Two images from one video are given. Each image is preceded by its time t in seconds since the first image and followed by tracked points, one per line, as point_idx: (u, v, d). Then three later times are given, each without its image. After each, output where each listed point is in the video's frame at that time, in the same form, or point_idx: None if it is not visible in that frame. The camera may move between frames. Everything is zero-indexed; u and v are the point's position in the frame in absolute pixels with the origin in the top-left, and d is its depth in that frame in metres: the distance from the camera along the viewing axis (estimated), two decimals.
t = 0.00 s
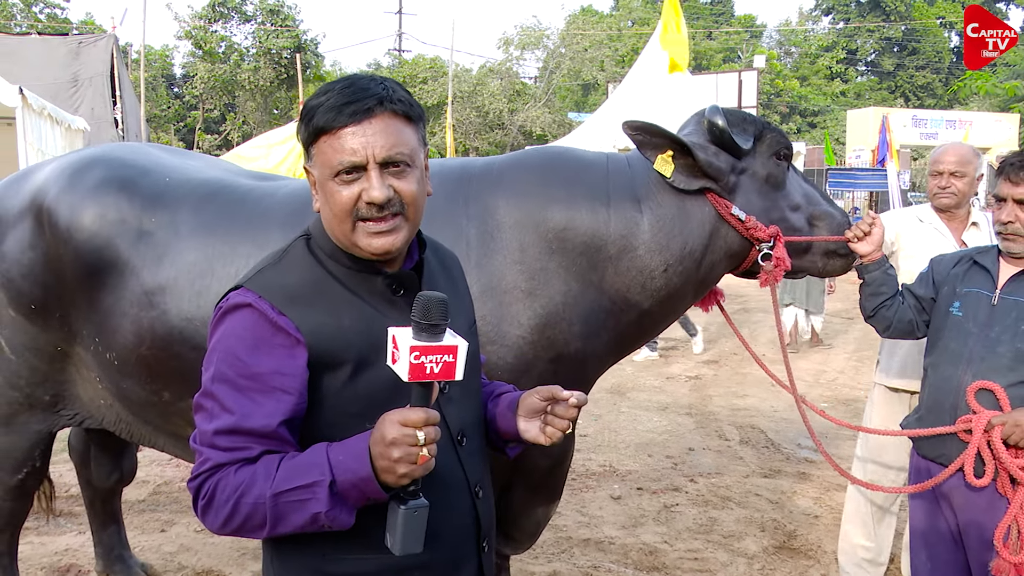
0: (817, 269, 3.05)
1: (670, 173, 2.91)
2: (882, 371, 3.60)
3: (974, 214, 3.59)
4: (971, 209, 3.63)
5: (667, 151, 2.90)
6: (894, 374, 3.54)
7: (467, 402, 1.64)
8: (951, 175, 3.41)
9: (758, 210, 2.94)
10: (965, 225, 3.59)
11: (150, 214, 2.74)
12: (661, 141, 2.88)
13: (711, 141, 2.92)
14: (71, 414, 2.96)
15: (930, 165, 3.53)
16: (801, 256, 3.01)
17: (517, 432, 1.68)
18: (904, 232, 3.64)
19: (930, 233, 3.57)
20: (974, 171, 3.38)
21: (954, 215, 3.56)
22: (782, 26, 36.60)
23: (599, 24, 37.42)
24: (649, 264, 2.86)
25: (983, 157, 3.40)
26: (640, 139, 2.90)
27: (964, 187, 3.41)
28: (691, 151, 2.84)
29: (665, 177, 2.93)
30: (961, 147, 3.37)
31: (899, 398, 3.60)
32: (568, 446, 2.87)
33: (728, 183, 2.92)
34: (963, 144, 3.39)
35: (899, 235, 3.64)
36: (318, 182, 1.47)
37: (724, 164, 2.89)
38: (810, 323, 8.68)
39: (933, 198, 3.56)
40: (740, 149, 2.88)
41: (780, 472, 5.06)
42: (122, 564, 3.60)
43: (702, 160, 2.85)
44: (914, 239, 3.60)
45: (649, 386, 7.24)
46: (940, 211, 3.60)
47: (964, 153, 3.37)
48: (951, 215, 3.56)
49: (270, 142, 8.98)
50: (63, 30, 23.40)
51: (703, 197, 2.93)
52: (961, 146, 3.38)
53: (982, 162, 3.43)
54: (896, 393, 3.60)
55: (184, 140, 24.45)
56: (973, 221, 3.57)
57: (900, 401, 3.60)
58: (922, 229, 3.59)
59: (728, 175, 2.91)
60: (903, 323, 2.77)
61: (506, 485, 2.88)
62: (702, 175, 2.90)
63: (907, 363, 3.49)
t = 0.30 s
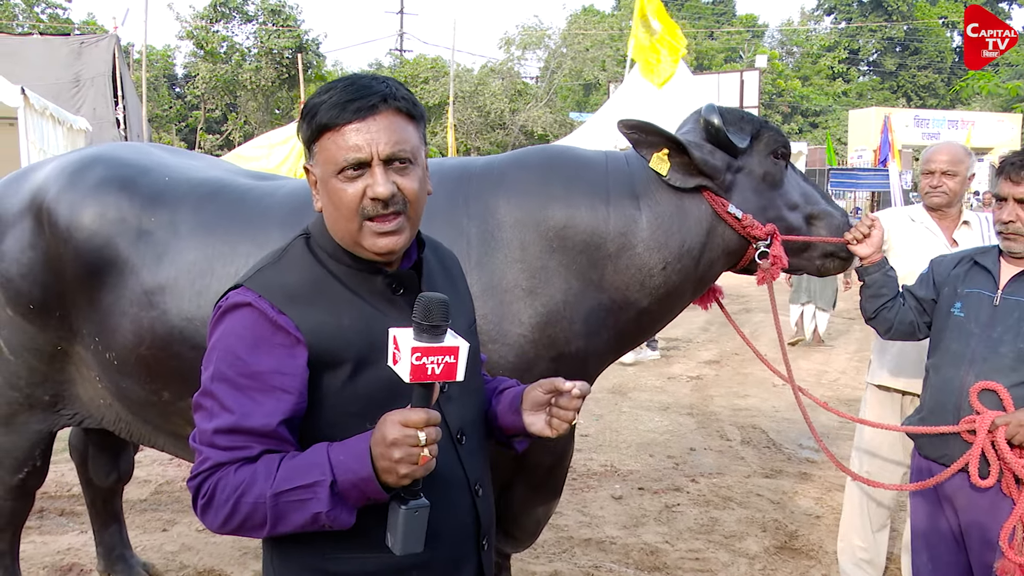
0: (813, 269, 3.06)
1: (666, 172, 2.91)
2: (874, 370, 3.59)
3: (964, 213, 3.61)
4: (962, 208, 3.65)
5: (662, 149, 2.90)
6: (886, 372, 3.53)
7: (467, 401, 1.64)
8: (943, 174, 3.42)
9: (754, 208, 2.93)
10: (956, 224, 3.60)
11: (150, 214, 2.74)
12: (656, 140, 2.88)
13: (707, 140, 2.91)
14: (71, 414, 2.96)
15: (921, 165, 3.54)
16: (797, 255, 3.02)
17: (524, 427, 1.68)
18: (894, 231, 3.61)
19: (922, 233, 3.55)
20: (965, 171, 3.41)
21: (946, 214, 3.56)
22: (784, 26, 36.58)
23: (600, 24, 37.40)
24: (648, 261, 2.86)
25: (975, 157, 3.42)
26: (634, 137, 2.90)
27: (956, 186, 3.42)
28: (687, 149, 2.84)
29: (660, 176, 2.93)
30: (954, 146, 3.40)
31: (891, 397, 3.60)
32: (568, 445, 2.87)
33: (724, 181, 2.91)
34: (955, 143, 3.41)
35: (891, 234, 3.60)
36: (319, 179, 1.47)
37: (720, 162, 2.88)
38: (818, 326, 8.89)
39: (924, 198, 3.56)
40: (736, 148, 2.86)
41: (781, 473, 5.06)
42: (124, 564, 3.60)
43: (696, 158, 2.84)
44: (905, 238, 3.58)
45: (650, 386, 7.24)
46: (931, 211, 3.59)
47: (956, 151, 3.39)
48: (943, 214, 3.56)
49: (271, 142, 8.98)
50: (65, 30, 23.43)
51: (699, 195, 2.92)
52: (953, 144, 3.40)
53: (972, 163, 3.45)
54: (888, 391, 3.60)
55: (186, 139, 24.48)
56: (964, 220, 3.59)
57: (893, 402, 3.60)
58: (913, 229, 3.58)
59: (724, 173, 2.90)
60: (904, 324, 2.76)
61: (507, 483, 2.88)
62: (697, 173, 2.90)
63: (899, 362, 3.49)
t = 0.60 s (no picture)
0: (806, 268, 3.07)
1: (655, 166, 2.92)
2: (871, 370, 3.59)
3: (960, 213, 3.59)
4: (957, 209, 3.63)
5: (651, 144, 2.91)
6: (882, 373, 3.53)
7: (467, 397, 1.63)
8: (937, 175, 3.42)
9: (746, 203, 2.94)
10: (951, 224, 3.58)
11: (142, 213, 2.74)
12: (645, 134, 2.90)
13: (696, 135, 2.93)
14: (66, 414, 2.96)
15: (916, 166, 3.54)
16: (790, 252, 3.03)
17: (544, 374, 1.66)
18: (891, 230, 3.61)
19: (916, 233, 3.56)
20: (960, 171, 3.39)
21: (941, 215, 3.54)
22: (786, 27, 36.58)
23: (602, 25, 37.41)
24: (642, 256, 2.87)
25: (969, 158, 3.42)
26: (623, 133, 2.93)
27: (950, 187, 3.41)
28: (676, 143, 2.85)
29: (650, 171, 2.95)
30: (948, 147, 3.39)
31: (888, 398, 3.59)
32: (567, 443, 2.87)
33: (714, 175, 2.91)
34: (950, 144, 3.40)
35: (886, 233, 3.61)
36: (312, 177, 1.48)
37: (709, 156, 2.88)
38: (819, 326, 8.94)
39: (918, 198, 3.56)
40: (725, 142, 2.87)
41: (783, 474, 5.06)
42: (125, 564, 3.61)
43: (686, 153, 2.85)
44: (900, 238, 3.58)
45: (652, 386, 7.23)
46: (926, 211, 3.59)
47: (951, 152, 3.38)
48: (937, 214, 3.54)
49: (273, 143, 8.99)
50: (67, 30, 23.46)
51: (689, 190, 2.94)
52: (947, 145, 3.40)
53: (967, 164, 3.44)
54: (885, 393, 3.59)
55: (187, 140, 24.51)
56: (959, 220, 3.56)
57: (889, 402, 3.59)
58: (908, 229, 3.57)
59: (713, 167, 2.90)
60: (905, 325, 2.75)
61: (506, 483, 2.88)
62: (687, 167, 2.91)
63: (896, 361, 3.48)
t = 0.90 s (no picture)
0: (805, 268, 3.07)
1: (651, 175, 2.91)
2: (873, 371, 3.59)
3: (962, 214, 3.58)
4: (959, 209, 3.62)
5: (646, 154, 2.91)
6: (883, 374, 3.53)
7: (469, 399, 1.64)
8: (939, 175, 3.40)
9: (743, 207, 2.93)
10: (953, 225, 3.57)
11: (134, 212, 2.74)
12: (640, 144, 2.89)
13: (691, 142, 2.92)
14: (61, 415, 2.96)
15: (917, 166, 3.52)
16: (789, 254, 3.03)
17: (573, 336, 1.65)
18: (893, 231, 3.61)
19: (918, 234, 3.55)
20: (961, 172, 3.38)
21: (943, 215, 3.53)
22: (790, 27, 36.54)
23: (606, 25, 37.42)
24: (642, 260, 2.87)
25: (971, 158, 3.39)
26: (618, 144, 2.91)
27: (952, 187, 3.40)
28: (670, 151, 2.85)
29: (645, 180, 2.93)
30: (950, 147, 3.38)
31: (890, 399, 3.58)
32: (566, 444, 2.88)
33: (710, 181, 2.91)
34: (952, 145, 3.38)
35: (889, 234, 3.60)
36: (320, 180, 1.48)
37: (704, 162, 2.89)
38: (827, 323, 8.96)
39: (920, 199, 3.54)
40: (720, 148, 2.87)
41: (788, 475, 5.05)
42: (129, 565, 3.61)
43: (681, 161, 2.85)
44: (902, 240, 3.57)
45: (656, 388, 7.22)
46: (929, 212, 3.58)
47: (952, 153, 3.36)
48: (940, 215, 3.53)
49: (277, 144, 9.00)
50: (73, 33, 23.56)
51: (687, 196, 2.93)
52: (949, 146, 3.38)
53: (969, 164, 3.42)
54: (887, 393, 3.58)
55: (193, 141, 24.58)
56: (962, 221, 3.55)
57: (891, 401, 3.59)
58: (911, 230, 3.57)
59: (709, 173, 2.90)
60: (909, 326, 2.75)
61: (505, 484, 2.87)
62: (683, 175, 2.90)
63: (898, 361, 3.48)
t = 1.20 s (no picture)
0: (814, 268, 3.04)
1: (648, 185, 2.90)
2: (880, 372, 3.57)
3: (969, 212, 3.57)
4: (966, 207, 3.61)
5: (644, 164, 2.90)
6: (891, 375, 3.51)
7: (473, 402, 1.63)
8: (947, 173, 3.36)
9: (744, 212, 2.92)
10: (960, 223, 3.56)
11: (137, 212, 2.75)
12: (635, 156, 2.88)
13: (689, 149, 2.92)
14: (64, 417, 2.96)
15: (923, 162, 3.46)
16: (796, 258, 3.00)
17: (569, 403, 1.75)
18: (900, 228, 3.60)
19: (925, 232, 3.54)
20: (969, 169, 3.34)
21: (949, 214, 3.52)
22: (794, 26, 36.50)
23: (609, 26, 37.40)
24: (647, 261, 2.88)
25: (978, 155, 3.35)
26: (614, 157, 2.90)
27: (959, 185, 3.36)
28: (665, 162, 2.86)
29: (643, 190, 2.93)
30: (957, 145, 3.32)
31: (898, 399, 3.56)
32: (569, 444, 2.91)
33: (709, 187, 2.90)
34: (960, 142, 3.33)
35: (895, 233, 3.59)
36: (328, 180, 1.47)
37: (701, 170, 2.88)
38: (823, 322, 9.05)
39: (927, 196, 3.51)
40: (718, 156, 2.86)
41: (794, 475, 5.04)
42: (134, 566, 3.62)
43: (676, 170, 2.85)
44: (909, 237, 3.56)
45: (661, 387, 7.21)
46: (935, 209, 3.56)
47: (960, 151, 3.31)
48: (946, 213, 3.52)
49: (281, 145, 9.00)
50: (77, 35, 23.59)
51: (687, 204, 2.93)
52: (957, 144, 3.32)
53: (977, 161, 3.38)
54: (894, 394, 3.56)
55: (197, 143, 24.63)
56: (969, 219, 3.54)
57: (898, 402, 3.56)
58: (918, 229, 3.56)
59: (707, 180, 2.89)
60: (912, 329, 2.73)
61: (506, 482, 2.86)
62: (680, 183, 2.90)
63: (904, 364, 3.46)
